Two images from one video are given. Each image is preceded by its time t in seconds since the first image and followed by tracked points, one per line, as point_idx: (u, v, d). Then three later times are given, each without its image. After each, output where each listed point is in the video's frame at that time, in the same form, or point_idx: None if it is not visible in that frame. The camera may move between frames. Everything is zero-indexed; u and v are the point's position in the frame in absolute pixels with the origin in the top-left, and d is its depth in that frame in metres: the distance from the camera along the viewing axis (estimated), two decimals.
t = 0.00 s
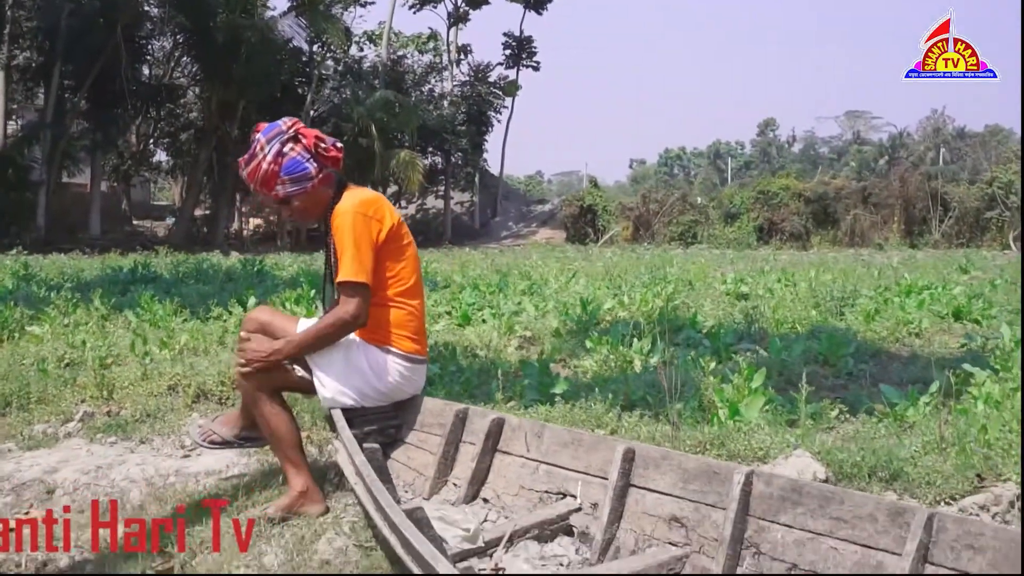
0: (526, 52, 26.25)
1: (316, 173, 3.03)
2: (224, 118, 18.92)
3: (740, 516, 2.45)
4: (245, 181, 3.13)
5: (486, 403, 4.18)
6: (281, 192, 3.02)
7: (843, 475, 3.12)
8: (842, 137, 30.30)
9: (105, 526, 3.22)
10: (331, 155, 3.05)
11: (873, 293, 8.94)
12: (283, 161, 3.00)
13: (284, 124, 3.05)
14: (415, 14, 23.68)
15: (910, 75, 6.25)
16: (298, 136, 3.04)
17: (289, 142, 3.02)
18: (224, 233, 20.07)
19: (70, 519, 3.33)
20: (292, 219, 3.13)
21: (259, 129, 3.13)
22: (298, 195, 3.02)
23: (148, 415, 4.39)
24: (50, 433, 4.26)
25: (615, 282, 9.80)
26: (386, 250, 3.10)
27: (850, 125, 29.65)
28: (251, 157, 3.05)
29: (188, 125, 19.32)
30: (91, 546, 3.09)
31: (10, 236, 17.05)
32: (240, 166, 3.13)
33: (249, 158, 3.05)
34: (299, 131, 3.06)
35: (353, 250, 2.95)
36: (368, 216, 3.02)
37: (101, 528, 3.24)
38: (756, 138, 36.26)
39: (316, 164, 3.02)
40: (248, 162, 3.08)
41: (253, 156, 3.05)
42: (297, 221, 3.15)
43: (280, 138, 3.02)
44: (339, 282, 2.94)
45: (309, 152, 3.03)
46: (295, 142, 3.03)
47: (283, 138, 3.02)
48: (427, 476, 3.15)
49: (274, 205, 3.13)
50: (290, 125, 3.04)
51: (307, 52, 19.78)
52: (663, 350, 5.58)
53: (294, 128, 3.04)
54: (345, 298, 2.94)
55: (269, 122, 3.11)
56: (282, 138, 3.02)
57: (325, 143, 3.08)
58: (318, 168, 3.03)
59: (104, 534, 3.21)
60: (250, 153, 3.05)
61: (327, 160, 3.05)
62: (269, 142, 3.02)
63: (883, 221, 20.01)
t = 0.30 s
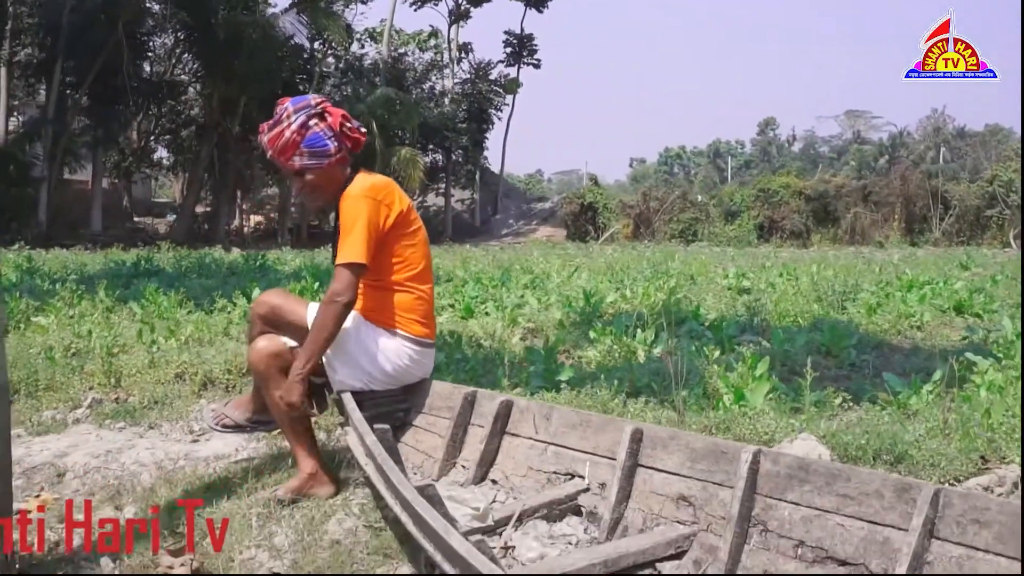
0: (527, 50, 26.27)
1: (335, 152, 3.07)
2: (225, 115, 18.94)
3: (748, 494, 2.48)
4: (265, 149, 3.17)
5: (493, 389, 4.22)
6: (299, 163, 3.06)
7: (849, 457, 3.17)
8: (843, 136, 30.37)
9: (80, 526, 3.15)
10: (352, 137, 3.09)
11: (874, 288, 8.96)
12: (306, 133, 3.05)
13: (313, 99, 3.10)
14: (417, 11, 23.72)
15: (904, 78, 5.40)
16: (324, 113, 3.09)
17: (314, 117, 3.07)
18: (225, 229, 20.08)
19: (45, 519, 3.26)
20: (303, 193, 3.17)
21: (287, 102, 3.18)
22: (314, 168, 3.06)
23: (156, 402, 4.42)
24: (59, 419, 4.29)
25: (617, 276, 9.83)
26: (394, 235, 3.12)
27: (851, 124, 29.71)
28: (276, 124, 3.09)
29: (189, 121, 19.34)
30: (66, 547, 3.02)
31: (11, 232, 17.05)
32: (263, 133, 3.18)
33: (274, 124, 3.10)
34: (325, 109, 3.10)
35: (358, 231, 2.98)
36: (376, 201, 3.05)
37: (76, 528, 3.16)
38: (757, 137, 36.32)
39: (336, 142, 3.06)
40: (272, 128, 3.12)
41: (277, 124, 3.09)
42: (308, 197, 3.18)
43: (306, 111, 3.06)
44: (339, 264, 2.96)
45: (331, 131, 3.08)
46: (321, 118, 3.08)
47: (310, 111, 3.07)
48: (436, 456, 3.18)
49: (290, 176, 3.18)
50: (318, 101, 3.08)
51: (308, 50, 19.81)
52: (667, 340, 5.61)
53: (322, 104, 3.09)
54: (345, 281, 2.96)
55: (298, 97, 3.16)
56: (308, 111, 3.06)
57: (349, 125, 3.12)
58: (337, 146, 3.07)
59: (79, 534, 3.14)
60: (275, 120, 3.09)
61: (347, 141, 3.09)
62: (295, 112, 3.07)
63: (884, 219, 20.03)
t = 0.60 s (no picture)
0: (528, 49, 26.30)
1: (346, 142, 3.09)
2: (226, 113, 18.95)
3: (761, 477, 2.51)
4: (275, 140, 3.18)
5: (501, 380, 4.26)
6: (309, 153, 3.08)
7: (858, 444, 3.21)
8: (843, 135, 30.45)
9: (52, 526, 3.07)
10: (362, 128, 3.12)
11: (875, 283, 9.00)
12: (316, 124, 3.07)
13: (323, 90, 3.12)
14: (417, 10, 23.76)
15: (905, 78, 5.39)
16: (334, 104, 3.12)
17: (324, 108, 3.09)
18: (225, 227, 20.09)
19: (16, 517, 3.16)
20: (313, 184, 3.18)
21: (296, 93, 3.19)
22: (324, 159, 3.08)
23: (166, 392, 4.45)
24: (71, 409, 4.32)
25: (620, 272, 9.87)
26: (404, 223, 3.15)
27: (850, 123, 29.79)
28: (286, 115, 3.11)
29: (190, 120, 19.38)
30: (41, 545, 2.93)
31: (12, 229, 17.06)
32: (273, 123, 3.19)
33: (285, 113, 3.12)
34: (334, 100, 3.13)
35: (370, 221, 3.00)
36: (387, 189, 3.08)
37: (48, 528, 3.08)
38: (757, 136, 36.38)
39: (346, 133, 3.08)
40: (282, 120, 3.14)
41: (288, 115, 3.11)
42: (318, 187, 3.20)
43: (316, 102, 3.08)
44: (352, 253, 2.99)
45: (341, 121, 3.10)
46: (330, 109, 3.10)
47: (320, 103, 3.09)
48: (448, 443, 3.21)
49: (299, 167, 3.19)
50: (328, 92, 3.10)
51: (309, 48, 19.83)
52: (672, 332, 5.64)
53: (332, 95, 3.11)
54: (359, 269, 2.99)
55: (307, 87, 3.18)
56: (318, 103, 3.08)
57: (358, 115, 3.15)
58: (347, 137, 3.09)
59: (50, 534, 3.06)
60: (285, 112, 3.11)
61: (357, 132, 3.12)
62: (305, 103, 3.09)
63: (884, 218, 20.05)
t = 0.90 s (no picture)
0: (528, 49, 26.33)
1: (362, 127, 3.10)
2: (227, 112, 18.94)
3: (776, 453, 2.55)
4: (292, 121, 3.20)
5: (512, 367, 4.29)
6: (326, 135, 3.09)
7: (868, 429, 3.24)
8: (843, 136, 30.52)
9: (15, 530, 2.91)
10: (380, 113, 3.13)
11: (876, 278, 9.03)
12: (335, 107, 3.08)
13: (342, 74, 3.13)
14: (418, 9, 23.78)
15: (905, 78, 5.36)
16: (354, 88, 3.14)
17: (343, 92, 3.11)
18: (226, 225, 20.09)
19: None
20: (329, 166, 3.20)
21: (315, 76, 3.21)
22: (341, 141, 3.09)
23: (178, 378, 4.48)
24: (83, 395, 4.34)
25: (623, 267, 9.90)
26: (419, 208, 3.17)
27: (849, 124, 29.86)
28: (305, 97, 3.13)
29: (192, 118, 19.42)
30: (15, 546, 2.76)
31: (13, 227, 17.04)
32: (291, 105, 3.21)
33: (304, 95, 3.13)
34: (352, 84, 3.14)
35: (386, 208, 3.02)
36: (402, 175, 3.09)
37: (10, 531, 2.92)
38: (756, 137, 36.47)
39: (364, 117, 3.09)
40: (301, 100, 3.15)
41: (306, 96, 3.13)
42: (334, 169, 3.21)
43: (334, 86, 3.10)
44: (368, 241, 3.01)
45: (358, 106, 3.12)
46: (349, 94, 3.12)
47: (339, 87, 3.10)
48: (463, 423, 3.25)
49: (315, 149, 3.20)
50: (347, 75, 3.12)
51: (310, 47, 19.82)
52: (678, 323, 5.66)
53: (351, 79, 3.13)
54: (374, 259, 3.02)
55: (327, 71, 3.20)
56: (337, 87, 3.10)
57: (376, 100, 3.16)
58: (364, 121, 3.11)
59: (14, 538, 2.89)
60: (304, 94, 3.12)
61: (374, 117, 3.13)
62: (324, 85, 3.10)
63: (883, 218, 20.02)
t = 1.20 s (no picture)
0: (528, 47, 26.33)
1: (374, 99, 3.12)
2: (229, 109, 18.91)
3: (788, 418, 2.56)
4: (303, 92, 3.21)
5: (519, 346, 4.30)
6: (338, 106, 3.10)
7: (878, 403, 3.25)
8: (843, 135, 30.54)
9: None
10: (393, 86, 3.15)
11: (878, 268, 9.05)
12: (348, 78, 3.10)
13: (355, 46, 3.15)
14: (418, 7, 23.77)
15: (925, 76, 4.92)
16: (366, 60, 3.16)
17: (356, 63, 3.13)
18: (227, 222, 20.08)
19: None
20: (340, 138, 3.21)
21: (327, 49, 3.22)
22: (353, 112, 3.10)
23: (186, 359, 4.49)
24: (92, 375, 4.35)
25: (625, 259, 9.92)
26: (430, 179, 3.19)
27: (849, 123, 29.89)
28: (318, 67, 3.14)
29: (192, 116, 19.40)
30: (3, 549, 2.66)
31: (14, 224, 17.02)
32: (303, 76, 3.22)
33: (318, 65, 3.15)
34: (365, 57, 3.16)
35: (400, 176, 3.03)
36: (415, 146, 3.11)
37: None
38: (756, 136, 36.50)
39: (376, 89, 3.11)
40: (313, 71, 3.16)
41: (319, 67, 3.14)
42: (345, 141, 3.22)
43: (348, 57, 3.12)
44: (382, 209, 3.01)
45: (371, 78, 3.14)
46: (363, 66, 3.13)
47: (352, 58, 3.12)
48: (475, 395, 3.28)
49: (326, 121, 3.21)
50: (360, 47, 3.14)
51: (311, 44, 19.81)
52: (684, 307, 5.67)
53: (364, 51, 3.15)
54: (390, 219, 2.99)
55: (339, 43, 3.21)
56: (351, 58, 3.12)
57: (388, 74, 3.18)
58: (377, 93, 3.12)
59: None
60: (317, 64, 3.14)
61: (387, 90, 3.15)
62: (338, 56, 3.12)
63: (884, 215, 19.90)
